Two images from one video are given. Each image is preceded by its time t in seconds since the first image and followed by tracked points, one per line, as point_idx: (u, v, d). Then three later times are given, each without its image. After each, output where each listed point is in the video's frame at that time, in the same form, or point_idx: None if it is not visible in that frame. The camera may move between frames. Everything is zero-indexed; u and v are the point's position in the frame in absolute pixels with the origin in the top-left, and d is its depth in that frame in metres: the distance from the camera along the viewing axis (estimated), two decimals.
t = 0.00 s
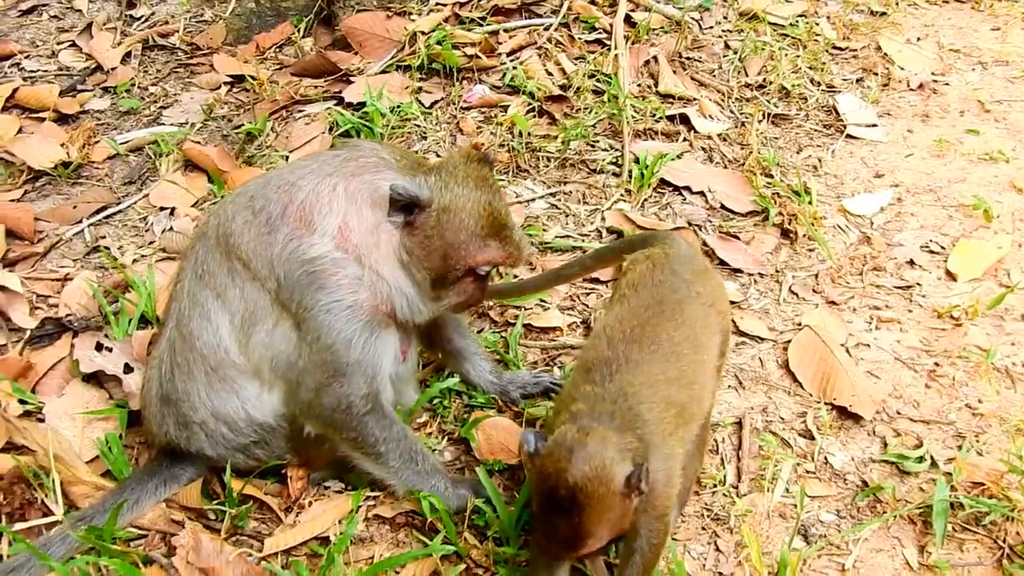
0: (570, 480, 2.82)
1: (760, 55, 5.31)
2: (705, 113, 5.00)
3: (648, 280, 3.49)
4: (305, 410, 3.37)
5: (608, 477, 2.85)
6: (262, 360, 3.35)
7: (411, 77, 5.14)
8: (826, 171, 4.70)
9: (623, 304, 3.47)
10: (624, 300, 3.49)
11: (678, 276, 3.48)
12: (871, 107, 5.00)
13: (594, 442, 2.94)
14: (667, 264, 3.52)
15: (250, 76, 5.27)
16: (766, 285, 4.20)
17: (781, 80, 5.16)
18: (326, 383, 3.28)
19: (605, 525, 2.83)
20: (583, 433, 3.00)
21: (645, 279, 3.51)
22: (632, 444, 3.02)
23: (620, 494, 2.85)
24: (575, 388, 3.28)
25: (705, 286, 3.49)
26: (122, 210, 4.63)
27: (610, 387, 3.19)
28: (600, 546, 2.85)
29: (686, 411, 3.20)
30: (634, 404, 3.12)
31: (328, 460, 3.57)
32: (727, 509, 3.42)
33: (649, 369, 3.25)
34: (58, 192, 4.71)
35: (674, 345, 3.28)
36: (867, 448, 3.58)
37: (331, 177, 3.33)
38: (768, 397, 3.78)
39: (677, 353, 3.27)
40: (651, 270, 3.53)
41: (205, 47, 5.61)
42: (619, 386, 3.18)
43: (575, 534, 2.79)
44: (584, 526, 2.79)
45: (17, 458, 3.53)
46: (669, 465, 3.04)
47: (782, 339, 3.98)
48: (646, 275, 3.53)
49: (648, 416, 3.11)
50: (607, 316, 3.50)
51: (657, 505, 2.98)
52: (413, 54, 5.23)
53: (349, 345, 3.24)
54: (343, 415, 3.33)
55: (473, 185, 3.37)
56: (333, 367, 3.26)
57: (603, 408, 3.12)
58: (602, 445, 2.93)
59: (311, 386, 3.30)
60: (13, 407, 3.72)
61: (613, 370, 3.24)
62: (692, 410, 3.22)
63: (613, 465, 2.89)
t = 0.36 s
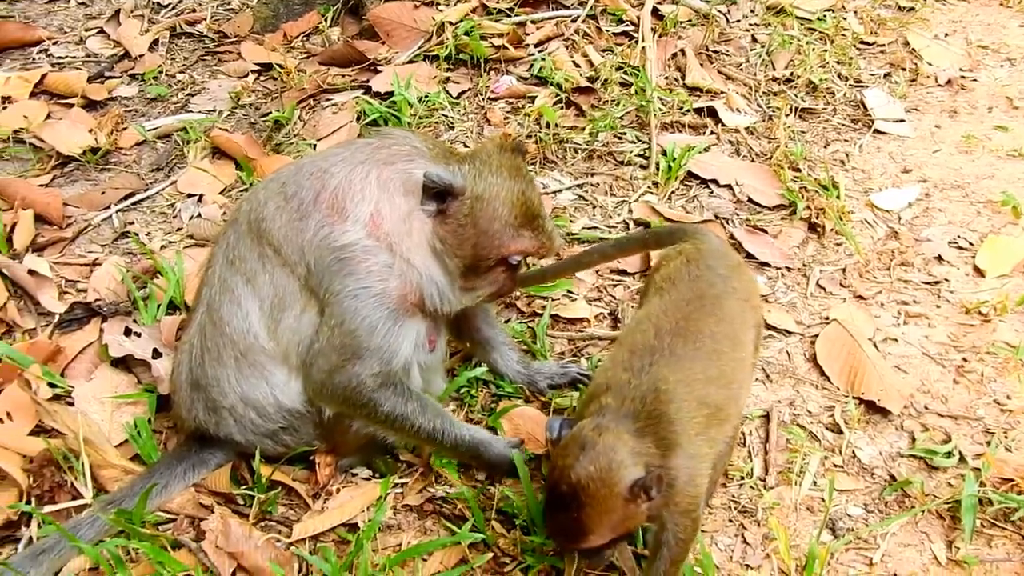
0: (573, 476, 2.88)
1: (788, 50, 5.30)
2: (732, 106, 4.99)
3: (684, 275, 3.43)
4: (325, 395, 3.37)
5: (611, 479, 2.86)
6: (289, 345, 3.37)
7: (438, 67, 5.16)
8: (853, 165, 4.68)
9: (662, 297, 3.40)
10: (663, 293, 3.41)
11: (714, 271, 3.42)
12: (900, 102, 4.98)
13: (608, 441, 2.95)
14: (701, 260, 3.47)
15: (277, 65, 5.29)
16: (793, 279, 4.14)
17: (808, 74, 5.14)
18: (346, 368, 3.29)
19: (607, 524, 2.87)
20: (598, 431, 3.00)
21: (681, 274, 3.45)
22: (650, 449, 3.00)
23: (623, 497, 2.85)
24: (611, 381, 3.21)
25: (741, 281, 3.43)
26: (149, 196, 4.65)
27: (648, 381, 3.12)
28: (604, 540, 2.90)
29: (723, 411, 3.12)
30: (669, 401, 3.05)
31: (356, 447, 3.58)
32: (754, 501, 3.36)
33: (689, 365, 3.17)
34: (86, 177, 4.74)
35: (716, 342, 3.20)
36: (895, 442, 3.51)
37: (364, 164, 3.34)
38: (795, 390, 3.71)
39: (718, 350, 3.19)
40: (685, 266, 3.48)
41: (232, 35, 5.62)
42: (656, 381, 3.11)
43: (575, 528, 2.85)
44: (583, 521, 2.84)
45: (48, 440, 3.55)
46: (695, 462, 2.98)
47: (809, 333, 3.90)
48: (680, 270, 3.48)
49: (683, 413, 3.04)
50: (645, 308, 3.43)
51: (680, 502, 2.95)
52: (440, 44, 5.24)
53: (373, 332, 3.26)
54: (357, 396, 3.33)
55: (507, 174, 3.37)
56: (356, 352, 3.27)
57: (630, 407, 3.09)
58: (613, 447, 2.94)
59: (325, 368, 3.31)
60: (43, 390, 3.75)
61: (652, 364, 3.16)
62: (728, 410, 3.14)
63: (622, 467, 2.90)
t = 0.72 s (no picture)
0: (603, 467, 2.86)
1: (810, 44, 5.29)
2: (755, 101, 4.99)
3: (719, 273, 3.43)
4: (353, 383, 3.41)
5: (641, 472, 2.86)
6: (317, 335, 3.39)
7: (461, 59, 5.18)
8: (876, 160, 4.67)
9: (693, 295, 3.42)
10: (695, 291, 3.43)
11: (750, 269, 3.41)
12: (922, 98, 4.97)
13: (637, 434, 2.96)
14: (738, 257, 3.46)
15: (300, 56, 5.31)
16: (815, 274, 4.15)
17: (830, 69, 5.14)
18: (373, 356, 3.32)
19: (632, 516, 2.86)
20: (629, 423, 3.01)
21: (716, 271, 3.44)
22: (679, 445, 3.01)
23: (651, 491, 2.86)
24: (638, 378, 3.26)
25: (777, 280, 3.42)
26: (174, 186, 4.68)
27: (673, 377, 3.15)
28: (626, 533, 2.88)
29: (749, 408, 3.15)
30: (694, 396, 3.08)
31: (380, 438, 3.59)
32: (779, 495, 3.37)
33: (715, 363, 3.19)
34: (110, 168, 4.76)
35: (743, 341, 3.23)
36: (919, 437, 3.51)
37: (392, 156, 3.35)
38: (818, 384, 3.72)
39: (746, 349, 3.21)
40: (721, 263, 3.47)
41: (254, 26, 5.64)
42: (682, 376, 3.14)
43: (601, 519, 2.83)
44: (610, 512, 2.82)
45: (75, 429, 3.58)
46: (721, 457, 3.01)
47: (832, 328, 3.91)
48: (716, 268, 3.47)
49: (707, 408, 3.07)
50: (677, 306, 3.46)
51: (705, 497, 2.98)
52: (463, 36, 5.25)
53: (401, 322, 3.30)
54: (384, 384, 3.37)
55: (537, 164, 3.35)
56: (384, 341, 3.30)
57: (657, 402, 3.12)
58: (644, 440, 2.94)
59: (353, 356, 3.34)
60: (70, 379, 3.76)
61: (677, 361, 3.20)
62: (754, 408, 3.16)
63: (651, 462, 2.90)
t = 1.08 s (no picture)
0: (605, 449, 2.85)
1: (815, 41, 5.32)
2: (761, 97, 5.01)
3: (731, 268, 3.45)
4: (390, 372, 3.46)
5: (643, 455, 2.85)
6: (344, 333, 3.42)
7: (469, 58, 5.22)
8: (882, 155, 4.70)
9: (703, 289, 3.45)
10: (705, 284, 3.47)
11: (762, 266, 3.44)
12: (927, 93, 4.99)
13: (643, 420, 2.95)
14: (750, 253, 3.49)
15: (309, 55, 5.35)
16: (824, 268, 4.16)
17: (836, 65, 5.16)
18: (419, 343, 3.34)
19: (632, 500, 2.82)
20: (633, 408, 3.03)
21: (727, 267, 3.47)
22: (681, 432, 3.00)
23: (651, 475, 2.84)
24: (641, 368, 3.29)
25: (789, 277, 3.44)
26: (185, 185, 4.71)
27: (675, 367, 3.18)
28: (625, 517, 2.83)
29: (751, 402, 3.16)
30: (694, 386, 3.11)
31: (395, 434, 3.60)
32: (790, 487, 3.32)
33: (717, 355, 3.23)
34: (120, 167, 4.79)
35: (748, 336, 3.26)
36: (928, 430, 3.47)
37: (404, 152, 3.39)
38: (827, 377, 3.69)
39: (749, 343, 3.25)
40: (733, 258, 3.50)
41: (263, 26, 5.67)
42: (684, 366, 3.17)
43: (600, 500, 2.79)
44: (608, 494, 2.79)
45: (91, 426, 3.60)
46: (719, 448, 3.00)
47: (841, 322, 3.89)
48: (728, 262, 3.50)
49: (708, 398, 3.09)
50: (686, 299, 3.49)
51: (708, 487, 2.97)
52: (471, 35, 5.29)
53: (434, 308, 3.31)
54: (442, 361, 3.32)
55: (539, 133, 3.39)
56: (426, 328, 3.31)
57: (660, 389, 3.13)
58: (648, 425, 2.94)
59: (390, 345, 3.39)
60: (85, 376, 3.79)
61: (681, 352, 3.22)
62: (756, 402, 3.18)
63: (652, 446, 2.89)
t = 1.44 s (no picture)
0: (626, 437, 2.84)
1: (826, 37, 5.34)
2: (771, 94, 5.04)
3: (746, 262, 3.48)
4: (414, 359, 3.58)
5: (663, 445, 2.84)
6: (365, 329, 3.51)
7: (480, 59, 5.28)
8: (891, 151, 4.72)
9: (720, 284, 3.46)
10: (722, 279, 3.48)
11: (776, 260, 3.46)
12: (937, 88, 5.01)
13: (661, 410, 2.95)
14: (765, 248, 3.51)
15: (322, 58, 5.41)
16: (832, 263, 4.18)
17: (845, 61, 5.19)
18: (448, 330, 3.50)
19: (651, 489, 2.80)
20: (652, 398, 3.02)
21: (743, 261, 3.49)
22: (699, 421, 3.00)
23: (671, 464, 2.82)
24: (659, 362, 3.28)
25: (802, 272, 3.45)
26: (201, 187, 4.79)
27: (693, 361, 3.18)
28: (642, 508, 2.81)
29: (766, 396, 3.16)
30: (714, 379, 3.10)
31: (407, 429, 3.65)
32: (797, 479, 3.35)
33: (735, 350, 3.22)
34: (138, 170, 4.87)
35: (765, 331, 3.26)
36: (935, 422, 3.49)
37: (410, 150, 3.46)
38: (835, 371, 3.72)
39: (766, 339, 3.25)
40: (748, 252, 3.52)
41: (277, 29, 5.75)
42: (702, 359, 3.17)
43: (620, 488, 2.77)
44: (629, 482, 2.77)
45: (108, 426, 3.67)
46: (735, 441, 2.99)
47: (849, 316, 3.92)
48: (743, 257, 3.52)
49: (726, 391, 3.08)
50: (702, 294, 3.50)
51: (722, 480, 2.95)
52: (483, 36, 5.35)
53: (455, 294, 3.44)
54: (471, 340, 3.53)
55: (535, 114, 3.47)
56: (453, 314, 3.46)
57: (680, 379, 3.13)
58: (666, 415, 2.94)
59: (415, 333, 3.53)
60: (103, 376, 3.87)
61: (699, 346, 3.23)
62: (771, 396, 3.18)
63: (672, 436, 2.88)
